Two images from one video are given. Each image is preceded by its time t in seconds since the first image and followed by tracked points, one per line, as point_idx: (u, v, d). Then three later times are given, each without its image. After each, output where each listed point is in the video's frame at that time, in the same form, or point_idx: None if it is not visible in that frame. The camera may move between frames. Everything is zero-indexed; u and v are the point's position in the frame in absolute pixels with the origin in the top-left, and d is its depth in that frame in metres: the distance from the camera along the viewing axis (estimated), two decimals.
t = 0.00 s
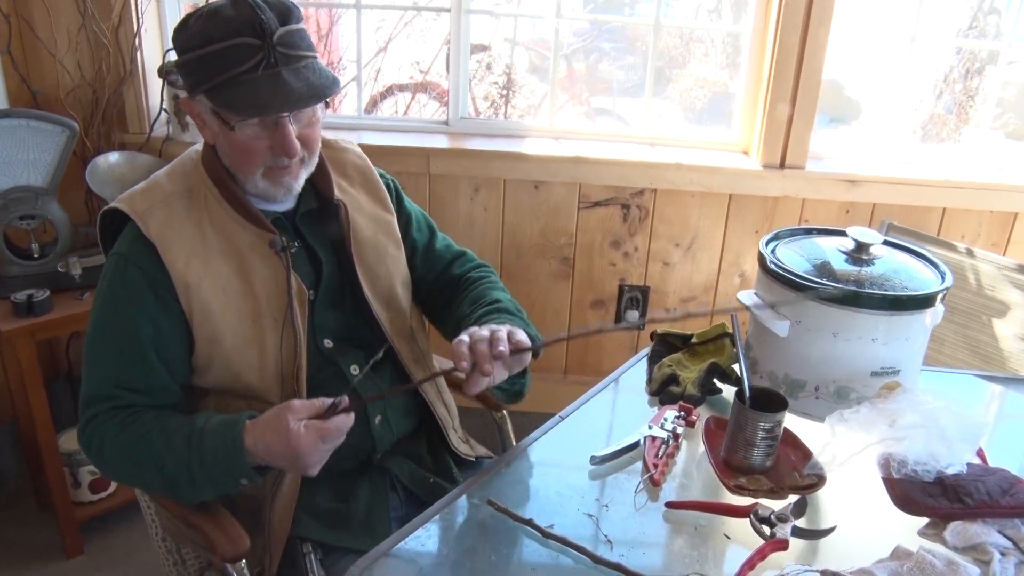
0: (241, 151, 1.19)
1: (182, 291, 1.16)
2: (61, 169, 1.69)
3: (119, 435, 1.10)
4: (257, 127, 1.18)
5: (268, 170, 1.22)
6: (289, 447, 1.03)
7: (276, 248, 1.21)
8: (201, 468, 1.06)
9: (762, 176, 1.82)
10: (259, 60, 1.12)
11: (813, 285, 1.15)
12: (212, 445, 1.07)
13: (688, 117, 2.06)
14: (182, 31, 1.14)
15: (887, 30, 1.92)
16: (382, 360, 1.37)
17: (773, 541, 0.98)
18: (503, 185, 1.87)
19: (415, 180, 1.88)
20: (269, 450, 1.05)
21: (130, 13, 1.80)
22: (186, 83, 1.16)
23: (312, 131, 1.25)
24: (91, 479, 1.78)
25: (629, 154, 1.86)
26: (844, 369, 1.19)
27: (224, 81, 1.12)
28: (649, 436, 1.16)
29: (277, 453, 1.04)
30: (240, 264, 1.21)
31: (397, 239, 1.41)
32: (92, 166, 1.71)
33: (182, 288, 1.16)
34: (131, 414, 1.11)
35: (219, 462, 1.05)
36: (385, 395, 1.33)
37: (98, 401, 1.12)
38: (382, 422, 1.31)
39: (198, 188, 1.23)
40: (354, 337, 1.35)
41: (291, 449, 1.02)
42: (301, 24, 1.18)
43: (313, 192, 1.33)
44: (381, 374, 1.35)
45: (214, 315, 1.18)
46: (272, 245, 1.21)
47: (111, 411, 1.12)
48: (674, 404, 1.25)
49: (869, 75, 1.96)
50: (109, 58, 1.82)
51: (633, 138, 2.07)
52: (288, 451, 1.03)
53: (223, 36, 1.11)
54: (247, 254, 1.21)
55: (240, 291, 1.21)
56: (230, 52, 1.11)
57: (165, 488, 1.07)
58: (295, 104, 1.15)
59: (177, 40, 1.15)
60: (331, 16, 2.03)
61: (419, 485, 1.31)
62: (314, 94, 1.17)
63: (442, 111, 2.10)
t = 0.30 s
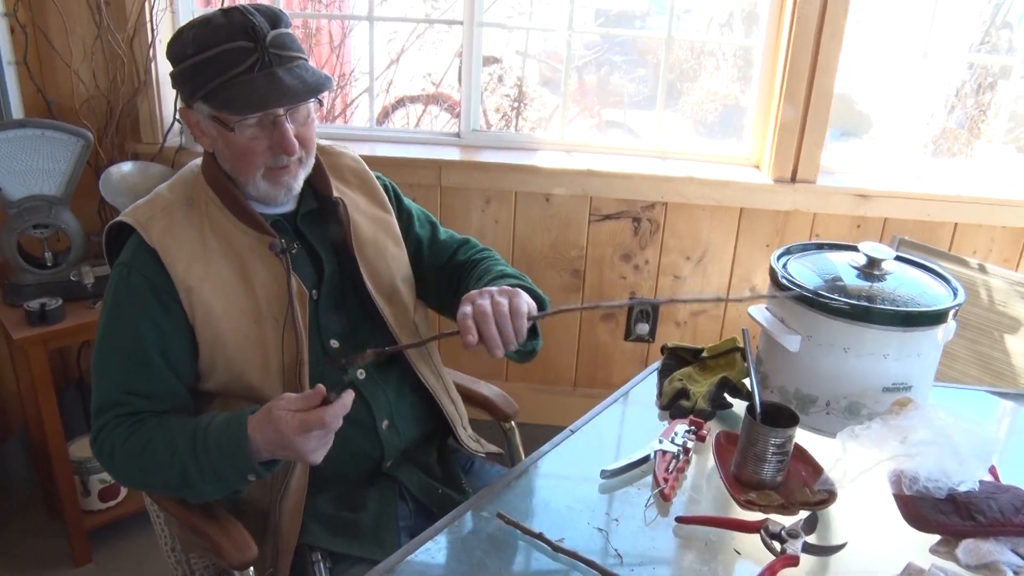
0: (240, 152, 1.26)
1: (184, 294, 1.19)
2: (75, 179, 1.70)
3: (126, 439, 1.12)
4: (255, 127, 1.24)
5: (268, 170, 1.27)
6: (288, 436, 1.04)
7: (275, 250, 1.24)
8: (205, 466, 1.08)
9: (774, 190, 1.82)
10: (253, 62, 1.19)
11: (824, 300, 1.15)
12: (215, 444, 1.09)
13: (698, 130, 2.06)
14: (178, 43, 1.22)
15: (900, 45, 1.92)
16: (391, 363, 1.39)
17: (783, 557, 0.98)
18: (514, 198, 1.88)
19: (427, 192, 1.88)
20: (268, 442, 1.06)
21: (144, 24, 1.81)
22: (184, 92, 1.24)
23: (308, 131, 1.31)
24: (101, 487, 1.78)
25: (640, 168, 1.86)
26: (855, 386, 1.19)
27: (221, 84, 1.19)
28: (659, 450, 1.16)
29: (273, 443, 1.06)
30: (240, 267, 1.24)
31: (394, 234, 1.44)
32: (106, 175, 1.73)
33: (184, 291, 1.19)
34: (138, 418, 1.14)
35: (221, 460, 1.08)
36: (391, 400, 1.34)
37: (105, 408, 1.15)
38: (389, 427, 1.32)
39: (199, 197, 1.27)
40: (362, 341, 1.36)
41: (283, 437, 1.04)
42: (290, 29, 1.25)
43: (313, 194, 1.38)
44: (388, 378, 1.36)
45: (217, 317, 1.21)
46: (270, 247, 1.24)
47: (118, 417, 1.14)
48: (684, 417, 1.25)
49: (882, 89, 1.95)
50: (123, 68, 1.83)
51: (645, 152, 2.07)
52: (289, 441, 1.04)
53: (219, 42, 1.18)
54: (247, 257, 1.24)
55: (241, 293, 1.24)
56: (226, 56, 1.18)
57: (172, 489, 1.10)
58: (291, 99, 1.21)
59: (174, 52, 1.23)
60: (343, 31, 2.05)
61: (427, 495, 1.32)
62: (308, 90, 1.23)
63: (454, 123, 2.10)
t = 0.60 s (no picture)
0: (233, 157, 1.27)
1: (185, 303, 1.19)
2: (80, 187, 1.69)
3: (133, 450, 1.12)
4: (247, 131, 1.26)
5: (261, 175, 1.28)
6: (292, 446, 1.03)
7: (274, 255, 1.23)
8: (213, 475, 1.08)
9: (781, 202, 1.81)
10: (243, 65, 1.22)
11: (837, 314, 1.15)
12: (222, 452, 1.08)
13: (703, 141, 2.05)
14: (173, 54, 1.26)
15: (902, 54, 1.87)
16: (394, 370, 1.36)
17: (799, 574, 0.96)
18: (521, 209, 1.87)
19: (433, 201, 1.87)
20: (275, 450, 1.05)
21: (150, 32, 1.79)
22: (179, 101, 1.27)
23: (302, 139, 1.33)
24: (103, 498, 1.77)
25: (647, 179, 1.86)
26: (868, 401, 1.17)
27: (213, 87, 1.22)
28: (672, 466, 1.15)
29: (280, 455, 1.05)
30: (240, 273, 1.23)
31: (393, 237, 1.44)
32: (112, 184, 1.72)
33: (184, 299, 1.19)
34: (142, 428, 1.14)
35: (226, 467, 1.07)
36: (395, 407, 1.32)
37: (112, 419, 1.15)
38: (392, 433, 1.29)
39: (199, 208, 1.27)
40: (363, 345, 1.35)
41: (291, 447, 1.03)
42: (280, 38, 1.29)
43: (312, 202, 1.39)
44: (390, 384, 1.34)
45: (218, 324, 1.20)
46: (268, 251, 1.24)
47: (124, 428, 1.14)
48: (695, 431, 1.25)
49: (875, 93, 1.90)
50: (129, 76, 1.82)
51: (652, 162, 2.06)
52: (293, 452, 1.03)
53: (211, 48, 1.21)
54: (247, 264, 1.24)
55: (241, 298, 1.22)
56: (216, 62, 1.22)
57: (182, 499, 1.09)
58: (280, 99, 1.23)
59: (169, 64, 1.26)
60: (347, 40, 2.05)
61: (435, 507, 1.29)
62: (298, 91, 1.25)
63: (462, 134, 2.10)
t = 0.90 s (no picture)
0: (230, 167, 1.23)
1: (188, 314, 1.14)
2: (86, 195, 1.67)
3: (143, 465, 1.08)
4: (244, 141, 1.23)
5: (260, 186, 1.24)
6: (315, 451, 1.01)
7: (276, 264, 1.20)
8: (232, 484, 1.06)
9: (792, 212, 1.80)
10: (238, 74, 1.19)
11: (859, 329, 1.14)
12: (240, 459, 1.06)
13: (708, 149, 2.04)
14: (172, 68, 1.24)
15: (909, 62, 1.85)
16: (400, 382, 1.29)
17: None
18: (531, 218, 1.85)
19: (441, 211, 1.86)
20: (296, 458, 1.04)
21: (157, 39, 1.76)
22: (177, 114, 1.24)
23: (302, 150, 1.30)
24: (107, 510, 1.75)
25: (657, 189, 1.84)
26: (891, 417, 1.16)
27: (209, 98, 1.19)
28: (694, 482, 1.14)
29: (299, 462, 1.03)
30: (244, 284, 1.20)
31: (398, 254, 1.39)
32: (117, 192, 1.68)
33: (188, 311, 1.14)
34: (151, 443, 1.10)
35: (244, 477, 1.05)
36: (403, 418, 1.25)
37: (119, 436, 1.11)
38: (402, 444, 1.23)
39: (202, 220, 1.23)
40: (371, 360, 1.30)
41: (313, 451, 1.01)
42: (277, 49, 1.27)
43: (314, 215, 1.35)
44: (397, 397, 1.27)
45: (223, 336, 1.16)
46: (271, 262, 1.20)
47: (133, 443, 1.10)
48: (715, 447, 1.24)
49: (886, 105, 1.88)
50: (135, 83, 1.79)
51: (660, 172, 2.05)
52: (314, 458, 1.02)
53: (206, 59, 1.19)
54: (250, 274, 1.20)
55: (245, 309, 1.19)
56: (211, 72, 1.19)
57: (201, 509, 1.07)
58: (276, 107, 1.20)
59: (167, 77, 1.24)
60: (347, 48, 2.03)
61: (448, 521, 1.23)
62: (295, 99, 1.22)
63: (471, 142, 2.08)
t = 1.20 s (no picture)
0: (244, 175, 1.20)
1: (205, 322, 1.12)
2: (87, 200, 1.64)
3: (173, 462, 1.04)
4: (259, 148, 1.20)
5: (274, 194, 1.21)
6: (358, 390, 0.97)
7: (291, 273, 1.18)
8: (271, 456, 1.02)
9: (799, 217, 1.80)
10: (253, 81, 1.16)
11: (883, 337, 1.13)
12: (275, 432, 1.02)
13: (709, 153, 2.01)
14: (178, 73, 1.19)
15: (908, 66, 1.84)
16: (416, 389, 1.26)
17: None
18: (537, 223, 1.84)
19: (446, 216, 1.84)
20: (338, 409, 1.00)
21: (157, 41, 1.73)
22: (185, 121, 1.20)
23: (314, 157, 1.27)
24: (107, 522, 1.72)
25: (664, 193, 1.83)
26: (913, 426, 1.15)
27: (223, 105, 1.15)
28: (717, 493, 1.12)
29: (351, 423, 0.99)
30: (257, 292, 1.18)
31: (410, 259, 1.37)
32: (116, 197, 1.64)
33: (205, 319, 1.12)
34: (178, 442, 1.06)
35: (287, 446, 1.01)
36: (421, 426, 1.22)
37: (143, 440, 1.07)
38: (420, 453, 1.20)
39: (210, 229, 1.20)
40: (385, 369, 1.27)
41: (357, 391, 0.98)
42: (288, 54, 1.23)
43: (325, 220, 1.31)
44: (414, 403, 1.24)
45: (239, 345, 1.13)
46: (286, 271, 1.18)
47: (161, 443, 1.06)
48: (736, 456, 1.22)
49: (884, 110, 1.88)
50: (135, 87, 1.76)
51: (666, 176, 2.02)
52: (357, 399, 0.98)
53: (219, 65, 1.15)
54: (264, 283, 1.18)
55: (261, 320, 1.16)
56: (224, 79, 1.15)
57: (241, 492, 1.03)
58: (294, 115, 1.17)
59: (173, 82, 1.20)
60: (338, 51, 2.00)
61: (466, 532, 1.20)
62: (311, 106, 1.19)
63: (474, 146, 2.06)
